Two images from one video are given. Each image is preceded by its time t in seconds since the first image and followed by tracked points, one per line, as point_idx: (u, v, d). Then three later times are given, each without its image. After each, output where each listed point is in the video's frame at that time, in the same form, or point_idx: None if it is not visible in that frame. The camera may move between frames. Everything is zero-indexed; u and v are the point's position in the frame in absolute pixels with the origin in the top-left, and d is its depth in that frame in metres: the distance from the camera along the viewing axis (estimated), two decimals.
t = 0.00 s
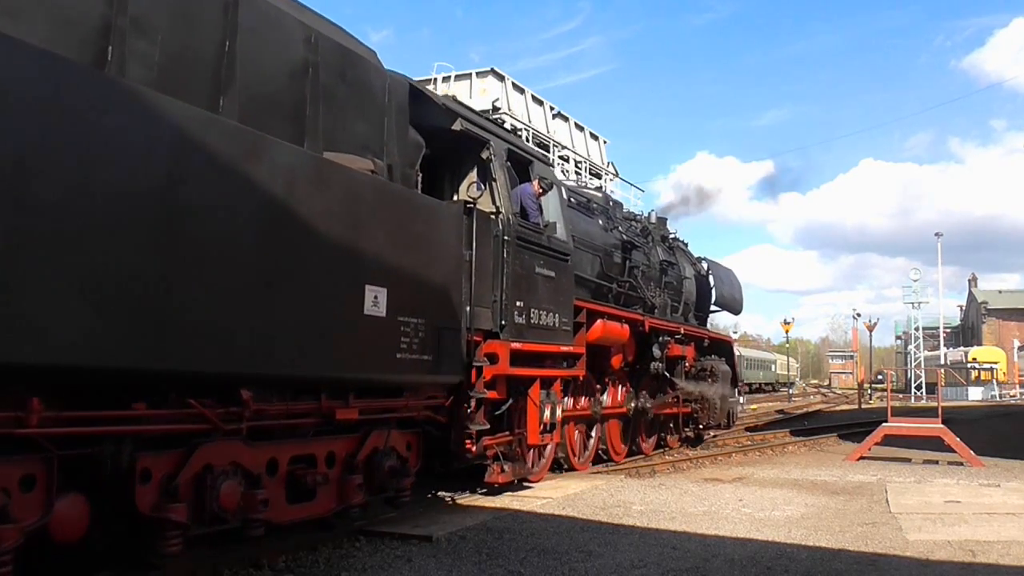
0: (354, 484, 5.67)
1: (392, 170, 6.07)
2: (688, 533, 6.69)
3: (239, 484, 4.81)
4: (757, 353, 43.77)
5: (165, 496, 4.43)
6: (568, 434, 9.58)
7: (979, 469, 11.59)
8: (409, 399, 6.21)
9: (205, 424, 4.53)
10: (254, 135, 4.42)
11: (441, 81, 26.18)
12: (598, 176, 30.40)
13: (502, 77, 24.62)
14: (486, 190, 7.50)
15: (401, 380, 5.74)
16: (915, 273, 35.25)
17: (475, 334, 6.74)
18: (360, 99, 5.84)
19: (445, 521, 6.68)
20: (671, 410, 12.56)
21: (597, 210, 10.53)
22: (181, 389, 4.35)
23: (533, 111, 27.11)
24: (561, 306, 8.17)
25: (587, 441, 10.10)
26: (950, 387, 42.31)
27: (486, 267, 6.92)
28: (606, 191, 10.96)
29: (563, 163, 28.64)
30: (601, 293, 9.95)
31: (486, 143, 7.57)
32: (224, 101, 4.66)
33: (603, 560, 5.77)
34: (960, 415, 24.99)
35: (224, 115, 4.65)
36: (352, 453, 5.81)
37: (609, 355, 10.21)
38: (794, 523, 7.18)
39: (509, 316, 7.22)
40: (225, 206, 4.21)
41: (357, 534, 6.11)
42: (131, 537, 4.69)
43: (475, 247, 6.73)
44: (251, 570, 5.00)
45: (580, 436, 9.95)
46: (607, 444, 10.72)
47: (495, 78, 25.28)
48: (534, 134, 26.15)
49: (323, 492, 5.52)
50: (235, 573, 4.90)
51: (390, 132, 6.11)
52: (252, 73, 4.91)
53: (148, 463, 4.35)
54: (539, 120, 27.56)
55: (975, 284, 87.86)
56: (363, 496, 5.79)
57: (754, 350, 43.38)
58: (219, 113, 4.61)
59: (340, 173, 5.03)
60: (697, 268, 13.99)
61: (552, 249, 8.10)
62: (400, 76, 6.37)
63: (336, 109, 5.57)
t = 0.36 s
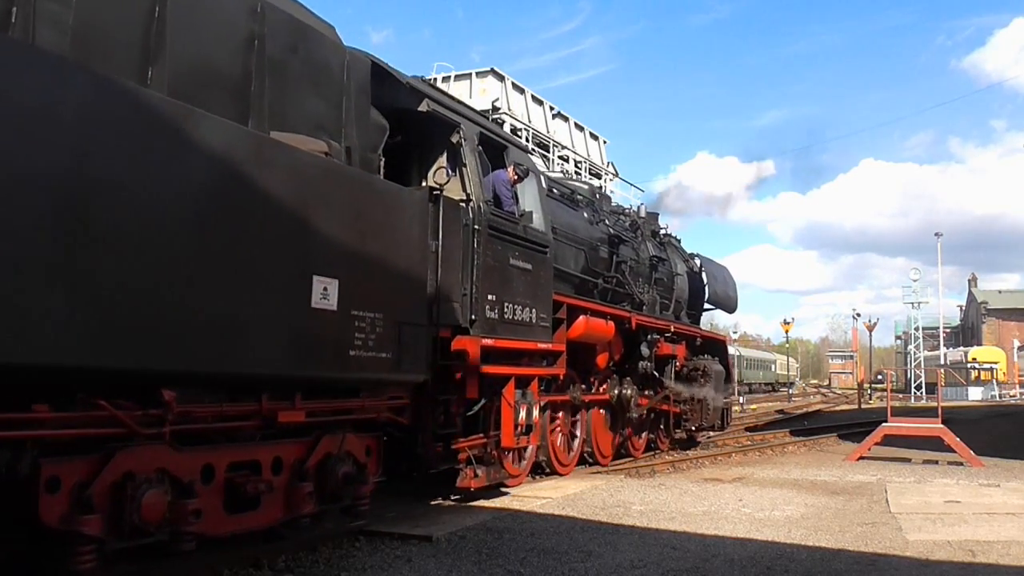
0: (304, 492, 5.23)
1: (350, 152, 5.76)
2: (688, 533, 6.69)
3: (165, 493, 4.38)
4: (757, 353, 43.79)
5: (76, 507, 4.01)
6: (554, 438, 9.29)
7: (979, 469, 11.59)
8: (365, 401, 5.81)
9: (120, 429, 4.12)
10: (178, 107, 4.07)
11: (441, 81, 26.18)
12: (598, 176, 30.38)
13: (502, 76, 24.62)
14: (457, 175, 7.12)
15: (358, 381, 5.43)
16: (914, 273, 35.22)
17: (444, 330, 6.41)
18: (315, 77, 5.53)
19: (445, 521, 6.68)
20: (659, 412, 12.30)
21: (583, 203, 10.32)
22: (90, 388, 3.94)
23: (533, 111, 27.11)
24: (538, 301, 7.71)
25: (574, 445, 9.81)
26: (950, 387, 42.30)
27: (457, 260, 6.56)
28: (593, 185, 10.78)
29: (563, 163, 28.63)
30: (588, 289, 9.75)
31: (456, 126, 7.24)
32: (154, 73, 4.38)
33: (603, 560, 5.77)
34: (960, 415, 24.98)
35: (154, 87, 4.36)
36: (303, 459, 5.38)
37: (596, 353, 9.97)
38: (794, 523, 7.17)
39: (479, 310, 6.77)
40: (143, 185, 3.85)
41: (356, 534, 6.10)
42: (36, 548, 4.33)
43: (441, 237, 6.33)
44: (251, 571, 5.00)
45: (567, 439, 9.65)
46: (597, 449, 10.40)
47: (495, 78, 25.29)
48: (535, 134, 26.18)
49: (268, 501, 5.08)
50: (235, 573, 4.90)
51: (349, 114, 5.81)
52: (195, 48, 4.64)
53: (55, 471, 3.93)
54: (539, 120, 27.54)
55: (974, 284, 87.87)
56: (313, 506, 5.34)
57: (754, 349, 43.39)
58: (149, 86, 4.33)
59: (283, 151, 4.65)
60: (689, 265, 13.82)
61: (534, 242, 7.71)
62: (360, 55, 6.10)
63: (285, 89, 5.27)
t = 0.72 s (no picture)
0: (245, 501, 4.75)
1: (303, 133, 5.35)
2: (688, 533, 6.69)
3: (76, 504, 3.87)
4: (757, 353, 43.79)
5: None
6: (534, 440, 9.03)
7: (978, 469, 11.60)
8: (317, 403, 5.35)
9: (17, 433, 3.64)
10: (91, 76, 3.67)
11: (441, 81, 26.21)
12: (598, 176, 30.39)
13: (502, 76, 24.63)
14: (423, 161, 6.85)
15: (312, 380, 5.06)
16: (914, 273, 35.23)
17: (407, 325, 6.08)
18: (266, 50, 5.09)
19: (445, 521, 6.68)
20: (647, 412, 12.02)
21: (568, 196, 10.20)
22: None
23: (533, 111, 27.12)
24: (512, 294, 7.60)
25: (557, 446, 9.53)
26: (950, 387, 42.30)
27: (419, 249, 6.21)
28: (579, 179, 10.66)
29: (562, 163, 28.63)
30: (571, 283, 9.59)
31: (423, 108, 6.91)
32: (68, 38, 3.89)
33: (603, 560, 5.78)
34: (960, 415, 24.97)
35: (69, 54, 3.87)
36: (244, 466, 4.90)
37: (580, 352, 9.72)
38: (794, 523, 7.18)
39: (442, 304, 6.49)
40: (45, 160, 3.45)
41: (357, 535, 6.10)
42: None
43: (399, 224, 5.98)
44: (251, 571, 5.00)
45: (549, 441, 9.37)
46: (581, 453, 10.10)
47: (495, 78, 25.31)
48: (534, 134, 26.21)
49: (204, 511, 4.58)
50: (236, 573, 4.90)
51: (301, 92, 5.38)
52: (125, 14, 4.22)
53: None
54: (539, 120, 27.54)
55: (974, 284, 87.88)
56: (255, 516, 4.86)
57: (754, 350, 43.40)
58: (63, 51, 3.85)
59: (214, 127, 4.24)
60: (679, 261, 13.68)
61: (507, 234, 7.58)
62: (318, 30, 5.68)
63: (229, 60, 4.82)
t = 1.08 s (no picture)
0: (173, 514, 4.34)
1: (247, 110, 4.90)
2: (687, 533, 6.69)
3: None
4: (757, 354, 43.81)
5: None
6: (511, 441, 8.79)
7: (978, 469, 11.60)
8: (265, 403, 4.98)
9: None
10: None
11: (441, 81, 26.23)
12: (598, 176, 30.39)
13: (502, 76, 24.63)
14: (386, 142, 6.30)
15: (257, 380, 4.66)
16: (915, 274, 35.24)
17: (363, 320, 5.60)
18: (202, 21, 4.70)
19: (445, 521, 6.68)
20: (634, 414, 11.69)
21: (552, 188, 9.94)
22: None
23: (533, 111, 27.12)
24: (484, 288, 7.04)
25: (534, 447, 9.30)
26: (950, 387, 42.33)
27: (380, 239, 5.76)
28: (565, 171, 10.40)
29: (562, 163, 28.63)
30: (553, 278, 9.32)
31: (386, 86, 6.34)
32: None
33: (603, 560, 5.78)
34: (960, 415, 24.98)
35: None
36: (174, 474, 4.47)
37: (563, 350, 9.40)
38: (794, 523, 7.18)
39: (407, 297, 5.96)
40: None
41: (356, 534, 6.10)
42: None
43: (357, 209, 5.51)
44: (251, 571, 5.00)
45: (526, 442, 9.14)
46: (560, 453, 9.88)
47: (495, 78, 25.29)
48: (534, 134, 26.22)
49: (124, 524, 4.16)
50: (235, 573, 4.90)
51: (245, 64, 4.95)
52: None
53: None
54: (539, 120, 27.55)
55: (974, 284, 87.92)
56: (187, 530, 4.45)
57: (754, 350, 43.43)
58: None
59: (138, 102, 3.86)
60: (671, 257, 13.43)
61: (482, 223, 7.10)
62: None
63: (155, 27, 4.42)
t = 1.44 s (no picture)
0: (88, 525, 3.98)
1: (182, 85, 4.55)
2: (687, 533, 6.69)
3: None
4: (757, 353, 43.83)
5: None
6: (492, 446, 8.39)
7: (978, 469, 11.59)
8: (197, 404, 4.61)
9: None
10: None
11: (441, 81, 26.26)
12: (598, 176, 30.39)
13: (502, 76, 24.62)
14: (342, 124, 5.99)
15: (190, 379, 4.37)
16: (915, 274, 35.23)
17: (312, 314, 5.26)
18: None
19: (445, 521, 6.68)
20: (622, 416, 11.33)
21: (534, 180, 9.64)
22: None
23: (533, 111, 27.13)
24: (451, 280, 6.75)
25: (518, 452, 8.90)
26: (950, 387, 42.33)
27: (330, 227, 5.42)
28: (548, 162, 10.10)
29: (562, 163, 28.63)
30: (533, 271, 9.01)
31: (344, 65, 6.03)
32: None
33: (603, 560, 5.77)
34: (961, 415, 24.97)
35: None
36: (92, 482, 4.12)
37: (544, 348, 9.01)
38: (794, 523, 7.18)
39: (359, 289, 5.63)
40: None
41: (356, 535, 6.10)
42: None
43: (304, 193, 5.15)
44: (251, 571, 5.00)
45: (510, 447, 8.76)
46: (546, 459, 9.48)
47: (495, 78, 25.29)
48: (534, 134, 26.22)
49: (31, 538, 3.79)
50: (235, 573, 4.90)
51: (181, 36, 4.61)
52: None
53: None
54: (540, 120, 27.55)
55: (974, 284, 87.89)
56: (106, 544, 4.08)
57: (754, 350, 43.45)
58: None
59: (44, 72, 3.56)
60: (660, 253, 13.12)
61: (448, 212, 6.80)
62: None
63: None
